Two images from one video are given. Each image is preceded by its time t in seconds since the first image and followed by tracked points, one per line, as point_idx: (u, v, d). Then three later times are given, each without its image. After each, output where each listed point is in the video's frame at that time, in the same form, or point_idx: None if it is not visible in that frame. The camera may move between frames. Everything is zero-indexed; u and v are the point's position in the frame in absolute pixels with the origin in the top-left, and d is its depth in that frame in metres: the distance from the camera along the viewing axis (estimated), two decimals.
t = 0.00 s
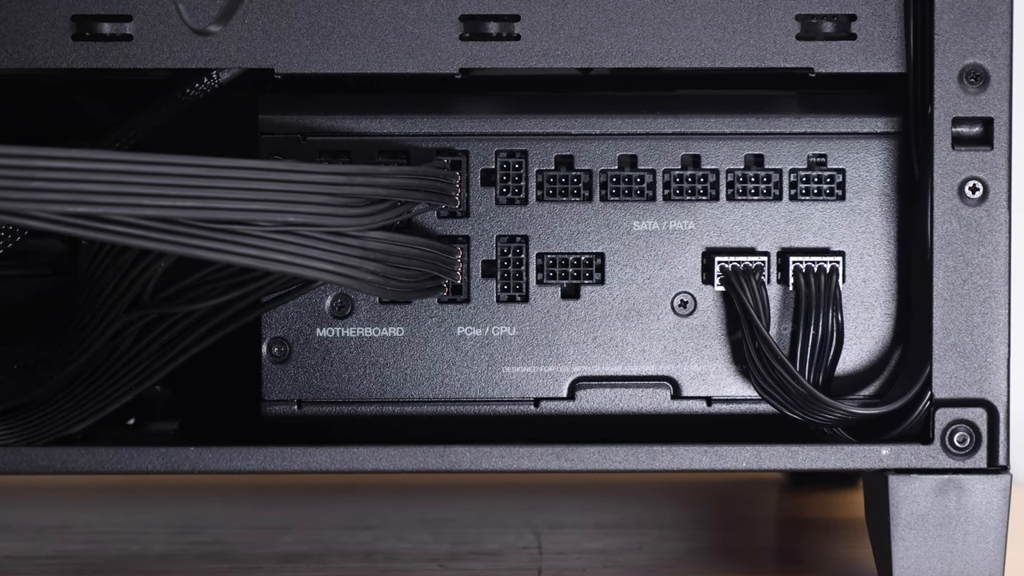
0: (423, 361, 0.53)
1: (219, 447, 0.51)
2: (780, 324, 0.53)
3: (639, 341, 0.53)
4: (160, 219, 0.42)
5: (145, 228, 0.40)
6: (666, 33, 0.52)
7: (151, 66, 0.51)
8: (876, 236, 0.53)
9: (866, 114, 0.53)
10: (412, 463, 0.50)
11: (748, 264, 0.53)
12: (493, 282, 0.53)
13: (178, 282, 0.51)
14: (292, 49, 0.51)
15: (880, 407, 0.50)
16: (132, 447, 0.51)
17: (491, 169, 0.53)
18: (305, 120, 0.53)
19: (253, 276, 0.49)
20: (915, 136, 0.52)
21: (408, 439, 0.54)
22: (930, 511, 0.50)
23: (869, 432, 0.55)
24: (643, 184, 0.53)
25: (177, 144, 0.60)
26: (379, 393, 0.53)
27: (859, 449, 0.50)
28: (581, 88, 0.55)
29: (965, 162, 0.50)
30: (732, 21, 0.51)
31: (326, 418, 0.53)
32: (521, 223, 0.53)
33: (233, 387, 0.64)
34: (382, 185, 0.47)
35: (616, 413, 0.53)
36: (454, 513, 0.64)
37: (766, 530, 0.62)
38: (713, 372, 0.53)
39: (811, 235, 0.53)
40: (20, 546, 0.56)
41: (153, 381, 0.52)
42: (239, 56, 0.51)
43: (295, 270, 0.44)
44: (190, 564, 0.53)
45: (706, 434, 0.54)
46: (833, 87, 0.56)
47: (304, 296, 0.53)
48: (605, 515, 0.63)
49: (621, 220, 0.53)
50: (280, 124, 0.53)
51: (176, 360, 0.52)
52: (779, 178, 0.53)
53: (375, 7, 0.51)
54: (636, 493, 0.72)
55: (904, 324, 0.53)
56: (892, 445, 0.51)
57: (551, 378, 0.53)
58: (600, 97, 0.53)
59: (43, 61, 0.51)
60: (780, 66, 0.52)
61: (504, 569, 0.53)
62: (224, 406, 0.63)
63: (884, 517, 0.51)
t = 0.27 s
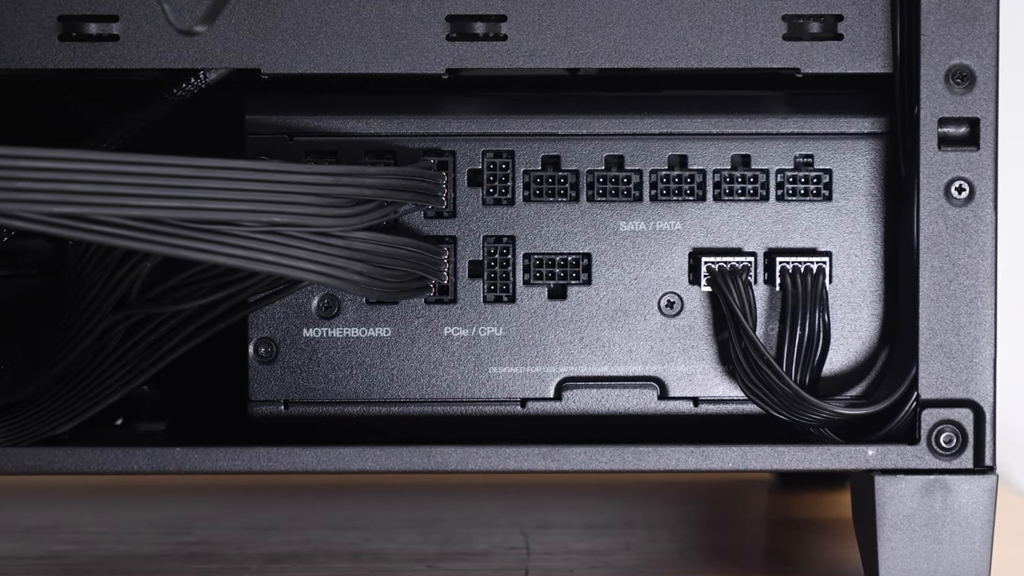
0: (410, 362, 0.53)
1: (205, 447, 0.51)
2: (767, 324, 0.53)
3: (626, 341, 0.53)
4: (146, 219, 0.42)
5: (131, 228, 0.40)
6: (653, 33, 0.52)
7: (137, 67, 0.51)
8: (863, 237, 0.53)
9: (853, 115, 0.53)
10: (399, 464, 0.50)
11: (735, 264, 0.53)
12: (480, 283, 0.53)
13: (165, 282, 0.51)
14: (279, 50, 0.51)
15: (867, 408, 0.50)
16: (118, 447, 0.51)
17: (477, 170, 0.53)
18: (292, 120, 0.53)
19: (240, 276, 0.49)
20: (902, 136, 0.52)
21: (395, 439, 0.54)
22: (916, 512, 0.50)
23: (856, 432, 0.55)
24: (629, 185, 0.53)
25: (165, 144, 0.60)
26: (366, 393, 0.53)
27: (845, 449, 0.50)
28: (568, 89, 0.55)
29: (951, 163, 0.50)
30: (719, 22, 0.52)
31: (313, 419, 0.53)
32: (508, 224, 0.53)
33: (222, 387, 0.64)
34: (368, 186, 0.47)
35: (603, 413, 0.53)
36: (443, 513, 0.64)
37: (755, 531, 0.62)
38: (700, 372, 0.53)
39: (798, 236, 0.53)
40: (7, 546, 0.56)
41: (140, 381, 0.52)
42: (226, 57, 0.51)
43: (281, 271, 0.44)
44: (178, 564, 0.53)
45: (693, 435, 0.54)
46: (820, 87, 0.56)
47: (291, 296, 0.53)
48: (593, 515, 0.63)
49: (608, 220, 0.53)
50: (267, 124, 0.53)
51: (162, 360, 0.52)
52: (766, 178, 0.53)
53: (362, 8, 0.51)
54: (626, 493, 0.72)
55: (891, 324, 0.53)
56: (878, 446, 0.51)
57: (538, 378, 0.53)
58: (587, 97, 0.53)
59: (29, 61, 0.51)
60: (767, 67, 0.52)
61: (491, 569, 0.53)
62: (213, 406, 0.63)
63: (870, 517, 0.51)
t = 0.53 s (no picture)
0: (397, 362, 0.53)
1: (191, 448, 0.51)
2: (754, 324, 0.53)
3: (613, 341, 0.53)
4: (132, 219, 0.42)
5: (115, 228, 0.40)
6: (639, 33, 0.52)
7: (124, 67, 0.51)
8: (850, 237, 0.53)
9: (840, 115, 0.53)
10: (385, 464, 0.50)
11: (722, 264, 0.53)
12: (467, 283, 0.53)
13: (151, 282, 0.51)
14: (265, 50, 0.51)
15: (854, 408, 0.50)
16: (104, 447, 0.51)
17: (464, 170, 0.53)
18: (279, 120, 0.53)
19: (226, 276, 0.49)
20: (889, 136, 0.52)
21: (382, 439, 0.54)
22: (903, 512, 0.50)
23: (844, 432, 0.55)
24: (616, 185, 0.53)
25: (154, 144, 0.60)
26: (353, 393, 0.53)
27: (831, 450, 0.50)
28: (555, 89, 0.55)
29: (937, 163, 0.50)
30: (705, 22, 0.52)
31: (300, 419, 0.53)
32: (494, 224, 0.53)
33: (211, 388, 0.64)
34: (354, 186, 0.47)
35: (590, 413, 0.53)
36: (432, 513, 0.64)
37: (744, 531, 0.62)
38: (686, 372, 0.53)
39: (785, 236, 0.53)
40: None
41: (127, 381, 0.52)
42: (212, 57, 0.51)
43: (267, 271, 0.44)
44: (164, 564, 0.53)
45: (680, 435, 0.54)
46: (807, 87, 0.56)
47: (278, 296, 0.53)
48: (582, 516, 0.63)
49: (595, 220, 0.53)
50: (253, 125, 0.53)
51: (149, 360, 0.52)
52: (753, 178, 0.53)
53: (348, 8, 0.51)
54: (616, 493, 0.72)
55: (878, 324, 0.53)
56: (865, 446, 0.51)
57: (524, 378, 0.53)
58: (574, 98, 0.53)
59: (15, 61, 0.51)
60: (753, 67, 0.52)
61: (478, 569, 0.53)
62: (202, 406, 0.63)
63: (857, 517, 0.51)
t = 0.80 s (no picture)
0: (384, 362, 0.53)
1: (178, 448, 0.51)
2: (741, 325, 0.53)
3: (600, 342, 0.53)
4: (118, 219, 0.42)
5: (101, 227, 0.40)
6: (626, 33, 0.52)
7: (111, 67, 0.51)
8: (837, 237, 0.53)
9: (827, 115, 0.53)
10: (372, 464, 0.50)
11: (709, 264, 0.53)
12: (454, 283, 0.53)
13: (137, 282, 0.51)
14: (252, 50, 0.51)
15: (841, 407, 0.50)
16: (91, 447, 0.50)
17: (451, 170, 0.53)
18: (266, 120, 0.53)
19: (213, 276, 0.49)
20: (876, 136, 0.52)
21: (370, 440, 0.54)
22: (890, 512, 0.50)
23: (831, 433, 0.55)
24: (603, 185, 0.53)
25: (143, 144, 0.60)
26: (340, 393, 0.53)
27: (817, 450, 0.50)
28: (543, 89, 0.55)
29: (924, 163, 0.50)
30: (692, 22, 0.52)
31: (287, 419, 0.53)
32: (482, 224, 0.53)
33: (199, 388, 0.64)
34: (341, 185, 0.47)
35: (577, 413, 0.53)
36: (421, 513, 0.64)
37: (733, 531, 0.62)
38: (674, 372, 0.53)
39: (772, 236, 0.53)
40: None
41: (113, 382, 0.52)
42: (199, 57, 0.51)
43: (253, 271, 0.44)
44: (152, 564, 0.53)
45: (667, 435, 0.54)
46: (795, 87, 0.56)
47: (265, 296, 0.53)
48: (571, 516, 0.63)
49: (582, 220, 0.53)
50: (240, 125, 0.53)
51: (136, 360, 0.52)
52: (740, 178, 0.53)
53: (335, 8, 0.51)
54: (607, 493, 0.72)
55: (865, 325, 0.53)
56: (851, 446, 0.51)
57: (512, 378, 0.53)
58: (561, 98, 0.53)
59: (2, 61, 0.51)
60: (740, 67, 0.52)
61: (465, 569, 0.53)
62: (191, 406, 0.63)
63: (844, 518, 0.51)
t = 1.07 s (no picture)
0: (371, 362, 0.53)
1: (165, 449, 0.51)
2: (729, 325, 0.53)
3: (588, 342, 0.53)
4: (105, 220, 0.42)
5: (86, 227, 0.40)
6: (613, 34, 0.52)
7: (98, 67, 0.51)
8: (825, 237, 0.53)
9: (815, 115, 0.53)
10: (359, 465, 0.50)
11: (696, 265, 0.53)
12: (441, 283, 0.53)
13: (124, 282, 0.50)
14: (239, 50, 0.51)
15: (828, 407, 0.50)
16: (78, 448, 0.50)
17: (439, 170, 0.53)
18: (254, 121, 0.53)
19: (199, 276, 0.49)
20: (863, 137, 0.52)
21: (358, 440, 0.54)
22: (876, 512, 0.50)
23: (819, 433, 0.55)
24: (591, 185, 0.53)
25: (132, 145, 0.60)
26: (327, 394, 0.53)
27: (804, 450, 0.50)
28: (531, 89, 0.55)
29: (911, 163, 0.50)
30: (679, 22, 0.52)
31: (275, 419, 0.53)
32: (469, 224, 0.53)
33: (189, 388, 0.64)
34: (327, 185, 0.46)
35: (565, 414, 0.53)
36: (411, 513, 0.64)
37: (723, 531, 0.62)
38: (661, 373, 0.53)
39: (759, 236, 0.53)
40: None
41: (100, 382, 0.52)
42: (187, 57, 0.51)
43: (240, 272, 0.44)
44: (139, 564, 0.53)
45: (655, 436, 0.54)
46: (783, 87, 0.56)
47: (252, 296, 0.53)
48: (560, 516, 0.63)
49: (569, 221, 0.53)
50: (228, 125, 0.53)
51: (123, 360, 0.52)
52: (727, 179, 0.53)
53: (322, 8, 0.51)
54: (598, 493, 0.72)
55: (853, 325, 0.53)
56: (838, 446, 0.51)
57: (499, 379, 0.53)
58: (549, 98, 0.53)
59: None
60: (728, 67, 0.52)
61: (453, 570, 0.53)
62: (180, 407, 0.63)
63: (831, 518, 0.51)
